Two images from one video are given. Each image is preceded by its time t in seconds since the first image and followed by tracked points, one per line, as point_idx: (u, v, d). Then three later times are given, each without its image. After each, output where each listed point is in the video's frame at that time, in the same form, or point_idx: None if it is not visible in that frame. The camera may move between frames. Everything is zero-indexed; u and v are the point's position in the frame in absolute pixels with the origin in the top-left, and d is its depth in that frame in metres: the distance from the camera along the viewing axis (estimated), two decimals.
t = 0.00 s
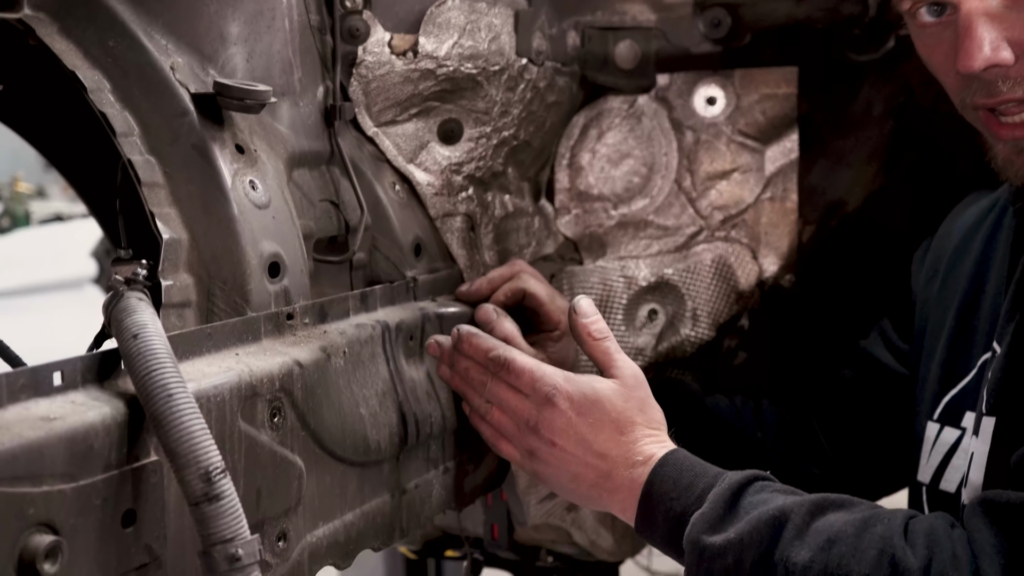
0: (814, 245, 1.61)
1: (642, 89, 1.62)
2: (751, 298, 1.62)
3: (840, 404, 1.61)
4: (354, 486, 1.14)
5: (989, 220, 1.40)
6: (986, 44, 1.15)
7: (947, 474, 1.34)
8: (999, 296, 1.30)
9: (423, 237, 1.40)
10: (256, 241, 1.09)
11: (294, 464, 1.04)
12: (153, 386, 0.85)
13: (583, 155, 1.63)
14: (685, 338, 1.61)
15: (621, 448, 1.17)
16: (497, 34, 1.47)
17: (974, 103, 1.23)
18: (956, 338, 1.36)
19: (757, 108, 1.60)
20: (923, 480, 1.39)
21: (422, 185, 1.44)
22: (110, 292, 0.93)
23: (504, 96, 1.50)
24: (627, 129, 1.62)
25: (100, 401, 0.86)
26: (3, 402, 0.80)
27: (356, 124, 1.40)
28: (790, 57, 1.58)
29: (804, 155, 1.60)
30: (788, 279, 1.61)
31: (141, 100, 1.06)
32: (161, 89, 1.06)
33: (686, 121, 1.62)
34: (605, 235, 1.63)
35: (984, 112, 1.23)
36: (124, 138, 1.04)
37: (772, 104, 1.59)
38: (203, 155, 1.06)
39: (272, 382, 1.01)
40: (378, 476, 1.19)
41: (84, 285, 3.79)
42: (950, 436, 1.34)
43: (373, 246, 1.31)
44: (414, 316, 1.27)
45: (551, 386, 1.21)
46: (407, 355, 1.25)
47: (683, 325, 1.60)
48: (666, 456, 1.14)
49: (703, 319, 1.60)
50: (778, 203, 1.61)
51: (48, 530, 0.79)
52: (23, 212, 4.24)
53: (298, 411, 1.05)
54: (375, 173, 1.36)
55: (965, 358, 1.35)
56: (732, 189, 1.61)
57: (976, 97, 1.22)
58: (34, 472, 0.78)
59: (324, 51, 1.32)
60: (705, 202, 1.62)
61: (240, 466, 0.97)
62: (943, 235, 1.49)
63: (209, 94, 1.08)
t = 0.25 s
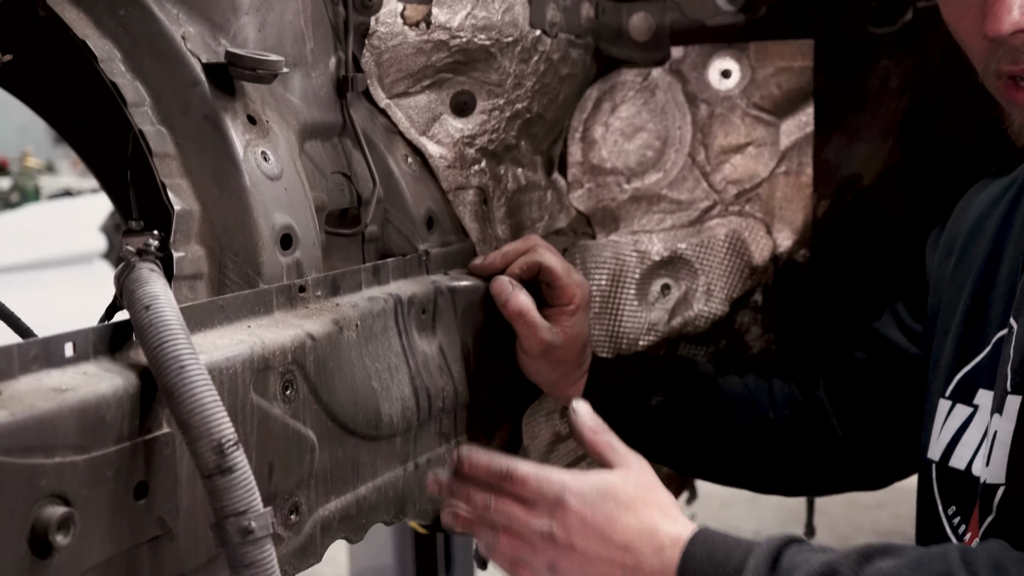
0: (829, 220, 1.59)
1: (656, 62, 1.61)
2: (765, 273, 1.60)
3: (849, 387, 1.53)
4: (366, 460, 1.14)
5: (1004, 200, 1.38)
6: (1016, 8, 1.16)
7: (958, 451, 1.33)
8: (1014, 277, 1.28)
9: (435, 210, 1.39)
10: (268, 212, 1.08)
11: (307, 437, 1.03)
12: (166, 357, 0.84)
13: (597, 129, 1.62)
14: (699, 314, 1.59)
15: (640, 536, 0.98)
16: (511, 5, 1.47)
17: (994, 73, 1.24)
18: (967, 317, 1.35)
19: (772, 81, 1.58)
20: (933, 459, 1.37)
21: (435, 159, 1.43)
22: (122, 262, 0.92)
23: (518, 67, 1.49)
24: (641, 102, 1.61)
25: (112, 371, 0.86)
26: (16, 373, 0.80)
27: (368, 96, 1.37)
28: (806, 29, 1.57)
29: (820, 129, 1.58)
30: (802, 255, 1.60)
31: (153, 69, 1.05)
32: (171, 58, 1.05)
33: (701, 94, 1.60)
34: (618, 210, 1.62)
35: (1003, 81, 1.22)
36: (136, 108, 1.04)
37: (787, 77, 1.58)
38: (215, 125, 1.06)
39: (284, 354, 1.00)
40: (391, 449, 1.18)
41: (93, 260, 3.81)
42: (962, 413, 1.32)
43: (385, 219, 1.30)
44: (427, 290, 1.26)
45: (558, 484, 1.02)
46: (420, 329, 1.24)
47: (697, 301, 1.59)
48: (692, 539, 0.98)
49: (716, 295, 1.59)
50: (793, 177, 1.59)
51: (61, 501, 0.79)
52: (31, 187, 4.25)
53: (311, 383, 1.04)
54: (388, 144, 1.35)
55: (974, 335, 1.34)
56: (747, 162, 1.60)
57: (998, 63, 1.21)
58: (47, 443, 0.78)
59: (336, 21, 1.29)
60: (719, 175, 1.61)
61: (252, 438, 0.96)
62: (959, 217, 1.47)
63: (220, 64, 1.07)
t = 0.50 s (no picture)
0: (845, 195, 1.57)
1: (671, 37, 1.58)
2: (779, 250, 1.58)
3: (854, 376, 1.54)
4: (380, 434, 1.13)
5: (1010, 182, 1.34)
6: None
7: (971, 429, 1.28)
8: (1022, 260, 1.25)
9: (449, 183, 1.39)
10: (282, 185, 1.07)
11: (321, 411, 1.03)
12: (180, 330, 0.83)
13: (610, 103, 1.62)
14: (712, 291, 1.57)
15: None
16: None
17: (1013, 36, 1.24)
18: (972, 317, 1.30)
19: (788, 56, 1.57)
20: (947, 438, 1.31)
21: (448, 133, 1.42)
22: (136, 234, 0.91)
23: (532, 41, 1.48)
24: (656, 77, 1.60)
25: (127, 344, 0.85)
26: (30, 344, 0.79)
27: (382, 69, 1.39)
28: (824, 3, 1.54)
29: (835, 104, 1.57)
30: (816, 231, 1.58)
31: (164, 40, 1.04)
32: (183, 30, 1.04)
33: (716, 69, 1.59)
34: (632, 184, 1.62)
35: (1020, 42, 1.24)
36: (149, 80, 1.03)
37: (804, 52, 1.56)
38: (228, 96, 1.05)
39: (298, 327, 1.00)
40: (404, 425, 1.18)
41: (102, 236, 3.80)
42: (971, 392, 1.28)
43: (399, 193, 1.29)
44: (440, 264, 1.25)
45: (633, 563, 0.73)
46: (433, 303, 1.23)
47: (711, 277, 1.57)
48: None
49: (730, 272, 1.57)
50: (809, 153, 1.58)
51: (75, 473, 0.78)
52: (41, 162, 4.25)
53: (325, 357, 1.04)
54: (401, 118, 1.34)
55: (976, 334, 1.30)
56: (761, 138, 1.58)
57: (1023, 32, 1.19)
58: (61, 415, 0.78)
59: None
60: (733, 151, 1.59)
61: (266, 411, 0.96)
62: (966, 201, 1.42)
63: (234, 36, 1.06)
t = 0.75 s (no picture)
0: (860, 174, 1.54)
1: (686, 15, 1.59)
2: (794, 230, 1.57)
3: (858, 367, 1.47)
4: (395, 412, 1.13)
5: (1019, 169, 1.26)
6: None
7: (989, 424, 1.20)
8: None
9: (463, 161, 1.38)
10: (297, 162, 1.07)
11: (336, 388, 1.03)
12: (198, 307, 0.83)
13: (625, 81, 1.62)
14: (726, 271, 1.57)
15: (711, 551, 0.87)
16: None
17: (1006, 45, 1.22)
18: (978, 313, 1.23)
19: (804, 34, 1.56)
20: (965, 434, 1.24)
21: (463, 110, 1.42)
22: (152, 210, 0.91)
23: (547, 17, 1.49)
24: (670, 55, 1.60)
25: (144, 320, 0.85)
26: (47, 319, 0.79)
27: (398, 46, 1.38)
28: None
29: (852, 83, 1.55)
30: (831, 211, 1.56)
31: (180, 16, 1.04)
32: (198, 5, 1.03)
33: (731, 47, 1.59)
34: (646, 163, 1.61)
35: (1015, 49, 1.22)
36: (165, 56, 1.04)
37: (819, 30, 1.55)
38: (243, 73, 1.04)
39: (315, 304, 1.00)
40: (419, 403, 1.18)
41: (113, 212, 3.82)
42: (986, 388, 1.21)
43: (413, 170, 1.29)
44: (455, 243, 1.25)
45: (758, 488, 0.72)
46: (448, 281, 1.23)
47: (724, 257, 1.57)
48: None
49: (744, 251, 1.57)
50: (824, 132, 1.56)
51: (93, 448, 0.79)
52: (52, 141, 4.22)
53: (340, 334, 1.04)
54: (416, 95, 1.34)
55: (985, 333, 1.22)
56: (776, 117, 1.57)
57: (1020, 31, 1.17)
58: (79, 390, 0.78)
59: None
60: (749, 129, 1.58)
61: (282, 388, 0.96)
62: (964, 188, 1.36)
63: (249, 11, 1.05)
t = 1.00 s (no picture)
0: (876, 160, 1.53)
1: None
2: (810, 214, 1.55)
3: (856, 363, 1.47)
4: (411, 395, 1.14)
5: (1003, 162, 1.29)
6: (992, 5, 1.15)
7: (984, 416, 1.24)
8: None
9: (479, 145, 1.39)
10: (315, 145, 1.07)
11: (353, 371, 1.03)
12: (218, 290, 0.84)
13: (640, 66, 1.63)
14: (740, 255, 1.55)
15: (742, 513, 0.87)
16: None
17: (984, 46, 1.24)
18: (965, 308, 1.28)
19: (821, 18, 1.55)
20: (964, 427, 1.27)
21: (479, 94, 1.42)
22: (173, 192, 0.91)
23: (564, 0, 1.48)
24: (686, 39, 1.60)
25: (165, 302, 0.85)
26: (69, 301, 0.80)
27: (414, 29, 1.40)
28: None
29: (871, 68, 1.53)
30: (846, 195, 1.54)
31: None
32: None
33: (747, 31, 1.58)
34: (661, 147, 1.61)
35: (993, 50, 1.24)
36: (182, 39, 1.02)
37: (836, 14, 1.54)
38: (261, 56, 1.05)
39: (332, 287, 1.00)
40: (435, 386, 1.18)
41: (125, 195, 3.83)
42: (979, 380, 1.24)
43: (430, 154, 1.29)
44: (471, 226, 1.25)
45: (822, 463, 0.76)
46: (463, 265, 1.23)
47: (739, 242, 1.55)
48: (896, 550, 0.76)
49: (759, 236, 1.55)
50: (840, 116, 1.55)
51: (114, 429, 0.79)
52: (64, 124, 4.23)
53: (357, 317, 1.04)
54: (432, 79, 1.34)
55: (973, 325, 1.27)
56: (792, 101, 1.57)
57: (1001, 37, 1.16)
58: (101, 371, 0.78)
59: None
60: (764, 114, 1.57)
61: (300, 371, 0.96)
62: (951, 185, 1.38)
63: None
